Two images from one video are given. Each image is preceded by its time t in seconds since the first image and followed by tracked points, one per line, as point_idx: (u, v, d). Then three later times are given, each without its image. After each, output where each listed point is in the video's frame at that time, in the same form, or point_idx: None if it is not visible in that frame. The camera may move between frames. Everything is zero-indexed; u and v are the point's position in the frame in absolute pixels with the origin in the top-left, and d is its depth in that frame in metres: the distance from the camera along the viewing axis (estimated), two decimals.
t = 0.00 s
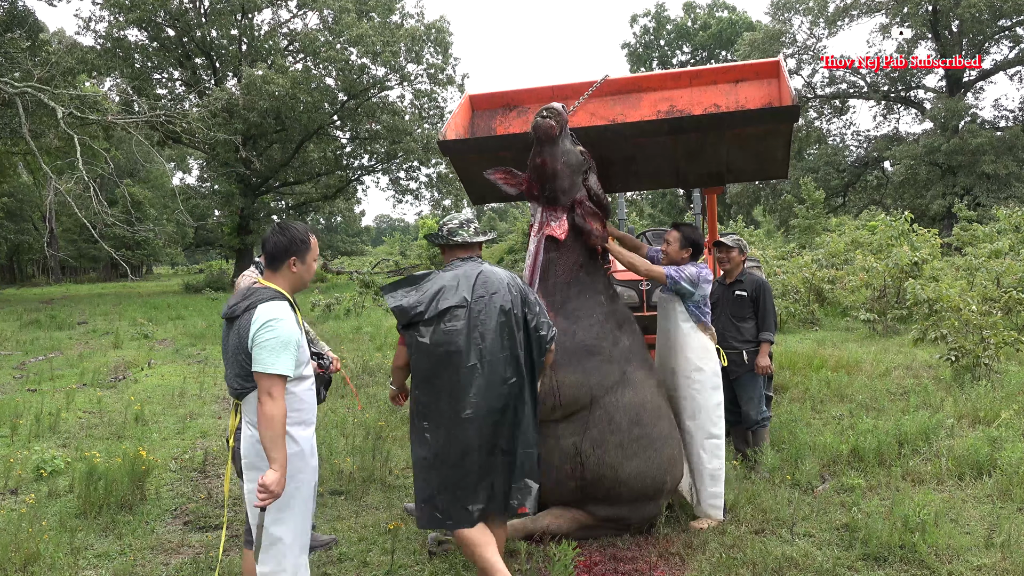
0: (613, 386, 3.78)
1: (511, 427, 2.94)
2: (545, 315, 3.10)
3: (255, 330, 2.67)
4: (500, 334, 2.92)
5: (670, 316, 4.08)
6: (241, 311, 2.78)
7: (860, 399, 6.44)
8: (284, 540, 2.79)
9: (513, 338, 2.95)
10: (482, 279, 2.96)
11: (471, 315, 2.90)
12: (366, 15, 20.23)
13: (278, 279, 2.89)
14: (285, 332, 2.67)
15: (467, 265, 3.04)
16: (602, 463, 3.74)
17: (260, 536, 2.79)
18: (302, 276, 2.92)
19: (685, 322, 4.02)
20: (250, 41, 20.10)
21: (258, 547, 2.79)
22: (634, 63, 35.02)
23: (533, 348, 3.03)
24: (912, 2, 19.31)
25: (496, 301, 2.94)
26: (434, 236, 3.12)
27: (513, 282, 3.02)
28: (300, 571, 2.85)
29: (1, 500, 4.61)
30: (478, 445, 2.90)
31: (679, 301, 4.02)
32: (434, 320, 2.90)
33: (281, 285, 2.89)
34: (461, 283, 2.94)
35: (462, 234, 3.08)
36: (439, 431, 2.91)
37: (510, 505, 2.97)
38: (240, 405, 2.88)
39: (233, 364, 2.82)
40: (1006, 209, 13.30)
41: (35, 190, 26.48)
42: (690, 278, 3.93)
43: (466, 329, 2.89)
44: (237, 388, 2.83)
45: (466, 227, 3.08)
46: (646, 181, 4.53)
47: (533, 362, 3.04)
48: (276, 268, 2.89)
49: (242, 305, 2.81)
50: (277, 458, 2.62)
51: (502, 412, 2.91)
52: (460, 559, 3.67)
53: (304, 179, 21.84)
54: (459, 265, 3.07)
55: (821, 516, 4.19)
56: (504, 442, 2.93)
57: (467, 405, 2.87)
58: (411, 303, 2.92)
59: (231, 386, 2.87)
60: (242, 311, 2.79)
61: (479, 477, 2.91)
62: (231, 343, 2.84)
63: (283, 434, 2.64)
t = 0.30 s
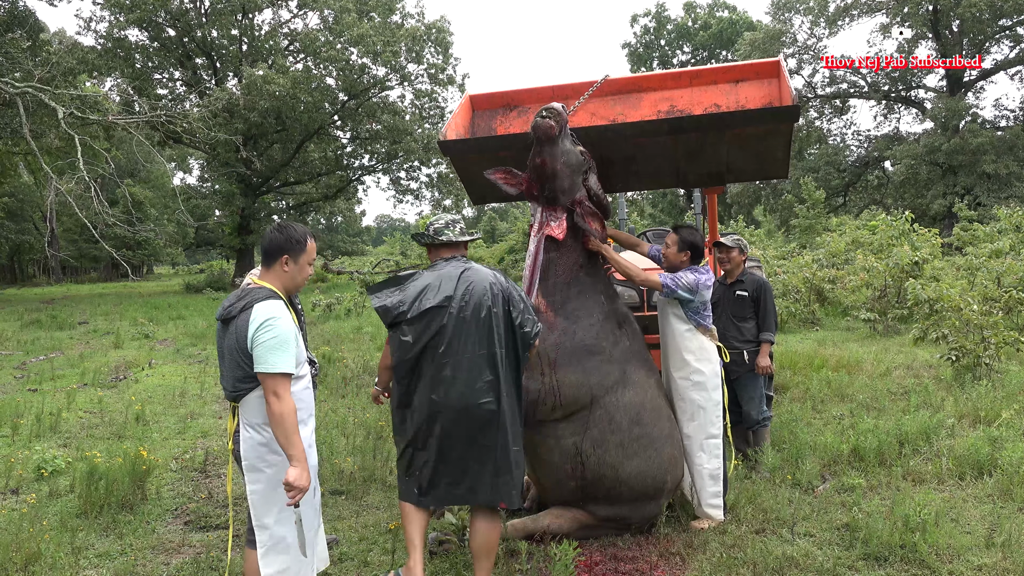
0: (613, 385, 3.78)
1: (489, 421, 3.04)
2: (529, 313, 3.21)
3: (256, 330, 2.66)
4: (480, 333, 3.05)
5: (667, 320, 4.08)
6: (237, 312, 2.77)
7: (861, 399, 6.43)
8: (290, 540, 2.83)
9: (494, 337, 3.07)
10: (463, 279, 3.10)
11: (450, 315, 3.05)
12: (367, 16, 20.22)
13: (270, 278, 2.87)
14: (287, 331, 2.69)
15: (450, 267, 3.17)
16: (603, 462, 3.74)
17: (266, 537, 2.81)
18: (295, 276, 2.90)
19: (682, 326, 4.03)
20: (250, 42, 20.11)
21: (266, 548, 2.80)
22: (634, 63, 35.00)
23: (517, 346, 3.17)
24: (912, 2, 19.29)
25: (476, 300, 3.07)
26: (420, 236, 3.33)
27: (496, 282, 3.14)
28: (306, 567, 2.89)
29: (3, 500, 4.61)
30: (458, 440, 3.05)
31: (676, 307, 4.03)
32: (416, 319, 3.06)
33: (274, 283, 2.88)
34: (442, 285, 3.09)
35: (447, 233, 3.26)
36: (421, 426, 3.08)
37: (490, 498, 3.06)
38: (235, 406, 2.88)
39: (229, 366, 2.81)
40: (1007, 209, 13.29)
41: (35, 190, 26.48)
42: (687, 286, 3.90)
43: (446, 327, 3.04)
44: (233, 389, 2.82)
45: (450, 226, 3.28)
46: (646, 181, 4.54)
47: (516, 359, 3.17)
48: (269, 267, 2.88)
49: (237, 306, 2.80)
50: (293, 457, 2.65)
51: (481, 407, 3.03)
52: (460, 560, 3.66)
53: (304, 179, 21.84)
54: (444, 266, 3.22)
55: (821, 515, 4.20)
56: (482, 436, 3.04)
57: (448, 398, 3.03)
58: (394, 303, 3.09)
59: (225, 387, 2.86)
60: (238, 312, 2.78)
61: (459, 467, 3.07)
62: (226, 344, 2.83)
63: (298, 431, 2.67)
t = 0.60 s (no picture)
0: (613, 386, 3.78)
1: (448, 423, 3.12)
2: (487, 320, 3.22)
3: (245, 323, 2.67)
4: (429, 340, 3.13)
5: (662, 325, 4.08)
6: (230, 310, 2.80)
7: (861, 399, 6.43)
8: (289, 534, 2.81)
9: (443, 342, 3.13)
10: (423, 284, 3.21)
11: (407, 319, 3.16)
12: (367, 16, 20.22)
13: (268, 275, 2.88)
14: (276, 323, 2.68)
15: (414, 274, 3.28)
16: (602, 462, 3.73)
17: (270, 533, 2.80)
18: (293, 277, 2.90)
19: (675, 328, 4.03)
20: (250, 42, 20.12)
21: (270, 543, 2.80)
22: (634, 63, 35.01)
23: (476, 351, 3.23)
24: (912, 2, 19.29)
25: (434, 305, 3.16)
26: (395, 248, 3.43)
27: (448, 291, 3.20)
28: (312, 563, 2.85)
29: (3, 501, 4.62)
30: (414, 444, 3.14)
31: (671, 312, 4.02)
32: (375, 324, 3.17)
33: (269, 280, 2.88)
34: (401, 291, 3.20)
35: (416, 242, 3.36)
36: (379, 429, 3.19)
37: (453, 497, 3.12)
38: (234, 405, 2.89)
39: (224, 363, 2.83)
40: (1008, 208, 13.28)
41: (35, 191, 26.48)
42: (680, 292, 3.89)
43: (404, 332, 3.15)
44: (230, 385, 2.84)
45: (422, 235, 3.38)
46: (646, 180, 4.54)
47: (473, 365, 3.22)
48: (267, 265, 2.89)
49: (232, 303, 2.82)
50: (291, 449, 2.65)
51: (439, 408, 3.11)
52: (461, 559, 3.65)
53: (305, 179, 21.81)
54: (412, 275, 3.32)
55: (822, 515, 4.20)
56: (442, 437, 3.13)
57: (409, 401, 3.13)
58: (353, 307, 3.20)
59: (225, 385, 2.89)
60: (230, 308, 2.79)
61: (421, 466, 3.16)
62: (223, 341, 2.86)
63: (291, 422, 2.66)
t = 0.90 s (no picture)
0: (613, 386, 3.77)
1: (386, 411, 3.29)
2: (427, 314, 3.35)
3: (252, 323, 2.66)
4: (374, 331, 3.35)
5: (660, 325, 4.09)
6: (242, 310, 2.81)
7: (861, 399, 6.44)
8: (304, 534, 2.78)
9: (384, 334, 3.33)
10: (372, 279, 3.41)
11: (356, 312, 3.39)
12: (367, 17, 20.20)
13: (281, 277, 2.87)
14: (283, 324, 2.67)
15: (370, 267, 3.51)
16: (602, 463, 3.73)
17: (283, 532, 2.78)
18: (308, 280, 2.90)
19: (676, 329, 4.03)
20: (250, 43, 20.14)
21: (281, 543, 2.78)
22: (634, 64, 35.03)
23: (416, 341, 3.37)
24: (912, 3, 19.29)
25: (377, 298, 3.36)
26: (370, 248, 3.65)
27: (392, 285, 3.37)
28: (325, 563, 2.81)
29: (3, 502, 4.62)
30: (363, 431, 3.33)
31: (671, 314, 4.03)
32: (333, 316, 3.45)
33: (282, 281, 2.87)
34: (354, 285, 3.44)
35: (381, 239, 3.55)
36: (334, 411, 3.46)
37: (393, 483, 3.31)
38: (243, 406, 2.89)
39: (235, 362, 2.84)
40: (1008, 209, 13.28)
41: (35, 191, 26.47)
42: (677, 294, 3.90)
43: (354, 324, 3.40)
44: (239, 385, 2.84)
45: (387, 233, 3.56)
46: (646, 181, 4.54)
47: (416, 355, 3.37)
48: (281, 268, 2.88)
49: (242, 306, 2.83)
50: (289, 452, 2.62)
51: (379, 396, 3.30)
52: (462, 559, 3.63)
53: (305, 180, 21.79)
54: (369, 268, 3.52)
55: (821, 515, 4.20)
56: (382, 425, 3.30)
57: (355, 388, 3.34)
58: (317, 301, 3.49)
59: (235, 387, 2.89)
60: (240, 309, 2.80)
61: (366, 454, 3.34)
62: (234, 343, 2.86)
63: (288, 426, 2.63)
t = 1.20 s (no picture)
0: (613, 387, 3.78)
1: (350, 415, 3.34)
2: (404, 322, 3.38)
3: (296, 336, 2.64)
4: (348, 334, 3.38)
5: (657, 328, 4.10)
6: (277, 316, 2.74)
7: (861, 400, 6.44)
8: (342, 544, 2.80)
9: (355, 339, 3.36)
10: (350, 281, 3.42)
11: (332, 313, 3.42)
12: (367, 18, 20.20)
13: (314, 281, 2.81)
14: (328, 336, 2.66)
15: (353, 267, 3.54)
16: (602, 464, 3.73)
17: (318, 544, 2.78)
18: (341, 280, 2.86)
19: (676, 331, 4.04)
20: (250, 43, 20.17)
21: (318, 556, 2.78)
22: (634, 65, 35.04)
23: (389, 348, 3.41)
24: (912, 3, 19.31)
25: (354, 301, 3.38)
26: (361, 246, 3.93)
27: (370, 289, 3.39)
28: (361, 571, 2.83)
29: (3, 503, 4.61)
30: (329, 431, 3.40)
31: (671, 316, 4.03)
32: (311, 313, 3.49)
33: (315, 287, 2.82)
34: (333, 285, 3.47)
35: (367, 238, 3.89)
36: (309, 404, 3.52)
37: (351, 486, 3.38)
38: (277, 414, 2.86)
39: (267, 371, 2.79)
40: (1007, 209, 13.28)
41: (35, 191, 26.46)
42: (677, 297, 3.90)
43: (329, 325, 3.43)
44: (273, 392, 2.79)
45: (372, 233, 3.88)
46: (646, 182, 4.55)
47: (386, 361, 3.42)
48: (312, 272, 2.81)
49: (276, 310, 2.76)
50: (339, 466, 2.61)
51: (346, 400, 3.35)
52: (462, 560, 3.64)
53: (305, 181, 21.79)
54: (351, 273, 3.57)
55: (822, 516, 4.20)
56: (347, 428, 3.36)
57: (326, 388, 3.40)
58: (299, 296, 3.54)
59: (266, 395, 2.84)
60: (277, 317, 2.74)
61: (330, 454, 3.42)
62: (266, 348, 2.79)
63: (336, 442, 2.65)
